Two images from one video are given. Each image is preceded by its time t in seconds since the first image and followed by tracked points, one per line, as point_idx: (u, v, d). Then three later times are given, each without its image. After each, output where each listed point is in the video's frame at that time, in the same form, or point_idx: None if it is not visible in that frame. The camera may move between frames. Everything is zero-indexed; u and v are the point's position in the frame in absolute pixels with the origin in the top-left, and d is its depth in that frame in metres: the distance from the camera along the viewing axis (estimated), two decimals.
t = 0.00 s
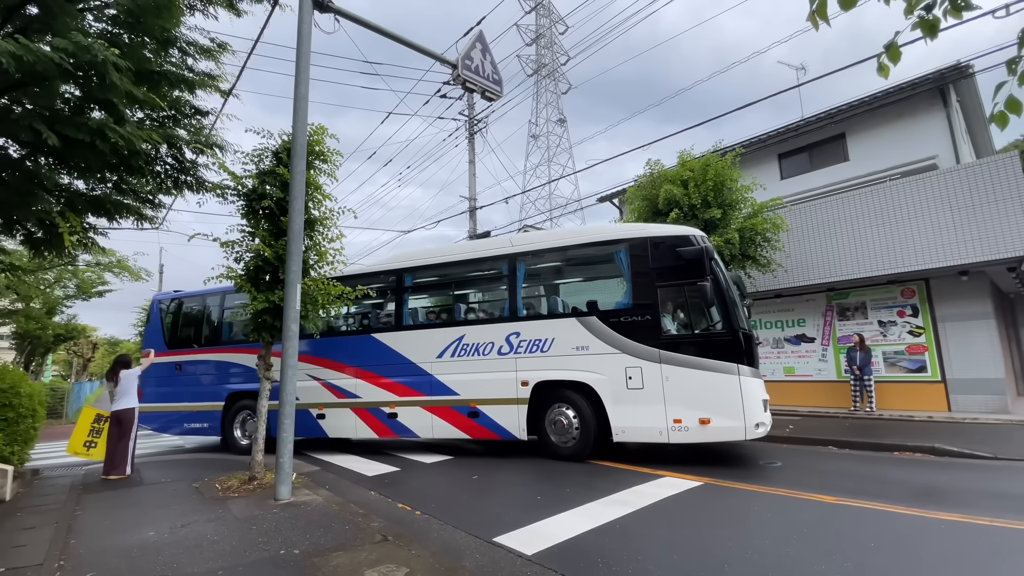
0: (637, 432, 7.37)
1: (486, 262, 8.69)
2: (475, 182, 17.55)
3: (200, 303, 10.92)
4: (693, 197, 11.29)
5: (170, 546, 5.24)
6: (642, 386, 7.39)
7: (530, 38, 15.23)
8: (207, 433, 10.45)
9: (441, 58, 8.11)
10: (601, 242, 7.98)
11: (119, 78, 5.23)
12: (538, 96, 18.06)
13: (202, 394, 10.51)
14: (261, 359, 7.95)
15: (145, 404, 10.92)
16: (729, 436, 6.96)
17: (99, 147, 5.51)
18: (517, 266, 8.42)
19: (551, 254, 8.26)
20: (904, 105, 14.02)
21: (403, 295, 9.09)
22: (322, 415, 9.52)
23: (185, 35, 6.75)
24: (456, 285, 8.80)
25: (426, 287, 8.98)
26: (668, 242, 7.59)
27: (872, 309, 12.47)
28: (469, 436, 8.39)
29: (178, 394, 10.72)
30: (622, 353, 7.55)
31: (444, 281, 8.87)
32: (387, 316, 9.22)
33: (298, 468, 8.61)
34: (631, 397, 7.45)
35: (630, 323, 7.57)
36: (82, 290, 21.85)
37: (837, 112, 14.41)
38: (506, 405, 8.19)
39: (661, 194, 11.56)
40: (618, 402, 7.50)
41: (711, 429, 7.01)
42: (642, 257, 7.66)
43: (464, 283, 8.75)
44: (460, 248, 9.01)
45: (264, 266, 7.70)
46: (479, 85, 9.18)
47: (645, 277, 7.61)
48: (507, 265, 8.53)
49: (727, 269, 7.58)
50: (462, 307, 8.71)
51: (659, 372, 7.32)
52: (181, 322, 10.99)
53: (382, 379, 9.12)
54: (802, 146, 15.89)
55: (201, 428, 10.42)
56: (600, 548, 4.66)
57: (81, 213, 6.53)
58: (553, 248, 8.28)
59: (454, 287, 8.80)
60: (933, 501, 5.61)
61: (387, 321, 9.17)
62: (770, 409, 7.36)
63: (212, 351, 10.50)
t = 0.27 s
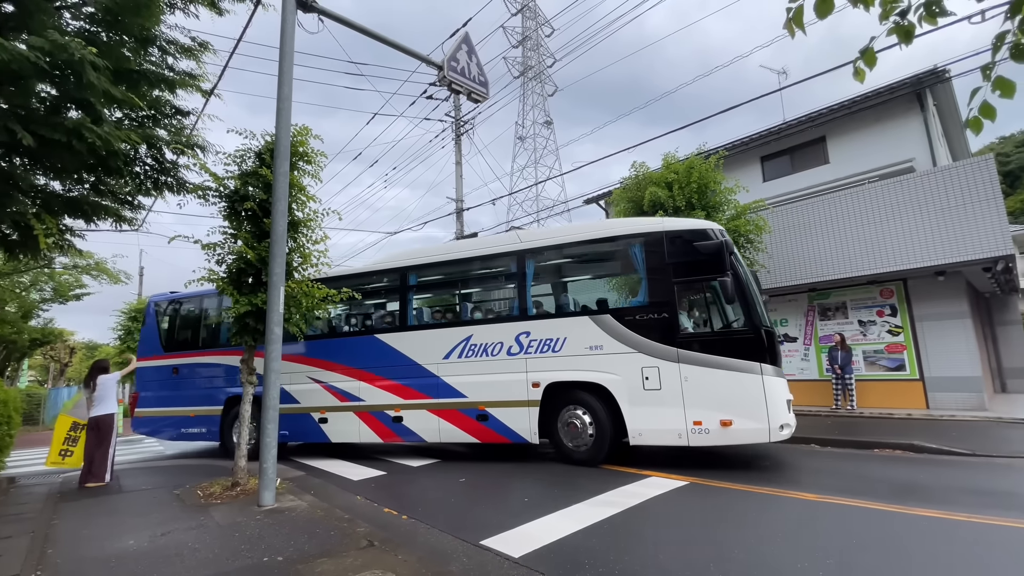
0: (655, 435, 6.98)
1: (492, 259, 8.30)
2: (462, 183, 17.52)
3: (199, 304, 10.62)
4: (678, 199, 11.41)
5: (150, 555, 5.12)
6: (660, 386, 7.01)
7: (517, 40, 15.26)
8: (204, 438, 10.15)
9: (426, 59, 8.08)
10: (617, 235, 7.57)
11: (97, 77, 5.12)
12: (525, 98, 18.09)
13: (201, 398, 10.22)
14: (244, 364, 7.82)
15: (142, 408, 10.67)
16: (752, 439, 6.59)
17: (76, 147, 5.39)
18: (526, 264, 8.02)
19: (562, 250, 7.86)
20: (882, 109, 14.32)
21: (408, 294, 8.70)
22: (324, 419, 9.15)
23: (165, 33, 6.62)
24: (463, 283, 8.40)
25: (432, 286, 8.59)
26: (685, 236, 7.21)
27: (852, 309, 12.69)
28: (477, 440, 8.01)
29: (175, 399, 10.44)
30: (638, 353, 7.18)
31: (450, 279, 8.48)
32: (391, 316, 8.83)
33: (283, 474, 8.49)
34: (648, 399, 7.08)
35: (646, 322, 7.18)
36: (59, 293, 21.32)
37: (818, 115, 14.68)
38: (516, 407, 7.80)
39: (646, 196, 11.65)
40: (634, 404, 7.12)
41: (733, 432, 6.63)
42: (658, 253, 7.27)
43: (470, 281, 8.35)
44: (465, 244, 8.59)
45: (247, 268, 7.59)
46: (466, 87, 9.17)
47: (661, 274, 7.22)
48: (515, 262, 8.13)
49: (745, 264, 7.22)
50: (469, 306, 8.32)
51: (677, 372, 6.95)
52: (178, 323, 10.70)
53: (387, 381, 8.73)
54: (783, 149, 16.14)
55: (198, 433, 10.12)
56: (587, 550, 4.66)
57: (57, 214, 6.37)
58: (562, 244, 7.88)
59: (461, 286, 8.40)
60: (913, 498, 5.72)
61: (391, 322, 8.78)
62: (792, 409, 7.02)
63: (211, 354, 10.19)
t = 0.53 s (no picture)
0: (674, 438, 6.58)
1: (500, 256, 7.96)
2: (448, 184, 17.48)
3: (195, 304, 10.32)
4: (662, 202, 11.51)
5: (126, 563, 5.00)
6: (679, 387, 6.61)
7: (503, 42, 15.29)
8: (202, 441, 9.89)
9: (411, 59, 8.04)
10: (633, 229, 7.20)
11: (73, 73, 4.98)
12: (511, 99, 18.11)
13: (199, 399, 9.94)
14: (225, 366, 7.68)
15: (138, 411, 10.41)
16: (777, 442, 6.17)
17: (51, 145, 5.25)
18: (536, 260, 7.68)
19: (574, 245, 7.50)
20: (860, 114, 14.63)
21: (412, 293, 8.36)
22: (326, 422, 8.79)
23: (144, 29, 6.48)
24: (469, 281, 8.05)
25: (438, 284, 8.24)
26: (703, 230, 6.85)
27: (832, 309, 12.94)
28: (486, 444, 7.66)
29: (170, 400, 10.16)
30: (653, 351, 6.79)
31: (456, 277, 8.15)
32: (396, 315, 8.47)
33: (264, 478, 8.36)
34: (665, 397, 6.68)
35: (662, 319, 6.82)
36: (34, 294, 20.73)
37: (799, 119, 14.97)
38: (525, 410, 7.43)
39: (630, 199, 11.75)
40: (651, 405, 6.72)
41: (756, 435, 6.24)
42: (676, 248, 6.92)
43: (475, 279, 8.01)
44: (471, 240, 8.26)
45: (227, 269, 7.46)
46: (451, 88, 9.14)
47: (678, 269, 6.86)
48: (525, 259, 7.79)
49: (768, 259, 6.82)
50: (476, 304, 7.97)
51: (697, 372, 6.56)
52: (173, 323, 10.42)
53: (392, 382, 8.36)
54: (765, 153, 16.40)
55: (195, 437, 9.85)
56: (572, 550, 4.67)
57: (31, 214, 6.17)
58: (573, 240, 7.53)
59: (468, 283, 8.06)
60: (891, 493, 5.84)
61: (395, 321, 8.43)
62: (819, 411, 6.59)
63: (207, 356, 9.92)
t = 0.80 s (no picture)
0: (702, 442, 6.33)
1: (515, 252, 7.70)
2: (437, 184, 17.42)
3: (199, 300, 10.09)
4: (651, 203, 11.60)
5: (106, 568, 4.89)
6: (708, 388, 6.35)
7: (493, 42, 15.29)
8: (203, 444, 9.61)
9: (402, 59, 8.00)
10: (645, 225, 6.98)
11: (54, 68, 4.89)
12: (501, 100, 18.11)
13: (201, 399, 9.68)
14: (209, 367, 7.57)
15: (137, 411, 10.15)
16: (811, 446, 5.94)
17: (30, 141, 5.14)
18: (554, 256, 7.41)
19: (592, 241, 7.26)
20: (844, 119, 14.87)
21: (424, 290, 8.13)
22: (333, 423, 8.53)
23: (129, 24, 6.36)
24: (484, 279, 7.83)
25: (451, 281, 8.00)
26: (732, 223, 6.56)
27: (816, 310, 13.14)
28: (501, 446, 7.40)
29: (172, 400, 9.91)
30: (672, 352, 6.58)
31: (469, 274, 7.92)
32: (408, 313, 8.22)
33: (250, 480, 8.25)
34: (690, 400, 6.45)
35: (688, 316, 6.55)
36: (11, 294, 20.23)
37: (785, 124, 15.27)
38: (543, 411, 7.17)
39: (619, 200, 11.82)
40: (677, 407, 6.46)
41: (789, 438, 6.00)
42: (703, 242, 6.62)
43: (488, 276, 7.80)
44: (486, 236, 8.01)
45: (213, 269, 7.36)
46: (441, 87, 9.11)
47: (704, 264, 6.57)
48: (544, 254, 7.51)
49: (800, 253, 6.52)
50: (490, 302, 7.72)
51: (726, 372, 6.30)
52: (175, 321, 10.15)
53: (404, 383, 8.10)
54: (751, 156, 16.60)
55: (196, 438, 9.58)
56: (561, 551, 4.68)
57: (9, 210, 6.21)
58: (593, 236, 7.27)
59: (483, 280, 7.82)
60: (875, 491, 5.93)
61: (406, 319, 8.19)
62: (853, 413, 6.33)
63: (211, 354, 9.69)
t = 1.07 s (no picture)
0: (734, 445, 6.02)
1: (533, 246, 7.41)
2: (430, 183, 17.37)
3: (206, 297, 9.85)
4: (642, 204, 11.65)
5: (89, 570, 4.82)
6: (741, 388, 6.05)
7: (486, 42, 15.27)
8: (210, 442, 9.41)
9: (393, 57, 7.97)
10: (666, 219, 6.68)
11: (42, 63, 4.82)
12: (494, 99, 18.09)
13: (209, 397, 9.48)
14: (197, 366, 7.50)
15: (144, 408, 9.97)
16: (852, 450, 5.63)
17: (16, 137, 5.07)
18: (575, 250, 7.09)
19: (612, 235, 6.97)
20: (833, 122, 15.03)
21: (439, 285, 7.84)
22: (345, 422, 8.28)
23: (117, 19, 6.27)
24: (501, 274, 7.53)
25: (466, 276, 7.71)
26: (766, 215, 6.25)
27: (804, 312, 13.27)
28: (520, 448, 7.12)
29: (180, 398, 9.71)
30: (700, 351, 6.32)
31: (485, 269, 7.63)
32: (422, 310, 7.92)
33: (238, 480, 8.17)
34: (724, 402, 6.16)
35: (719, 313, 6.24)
36: None
37: (775, 126, 15.42)
38: (565, 411, 6.88)
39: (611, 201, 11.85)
40: (707, 408, 6.16)
41: (829, 441, 5.69)
42: (735, 235, 6.30)
43: (504, 272, 7.51)
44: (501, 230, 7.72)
45: (201, 267, 7.28)
46: (433, 86, 9.07)
47: (735, 258, 6.25)
48: (564, 248, 7.20)
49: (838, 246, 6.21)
50: (507, 298, 7.42)
51: (761, 373, 6.00)
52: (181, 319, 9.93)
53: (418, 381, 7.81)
54: (741, 158, 16.72)
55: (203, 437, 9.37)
56: (550, 551, 4.68)
57: None
58: (615, 229, 6.94)
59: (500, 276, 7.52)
60: (862, 490, 5.99)
61: (420, 315, 7.90)
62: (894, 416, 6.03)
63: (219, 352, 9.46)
